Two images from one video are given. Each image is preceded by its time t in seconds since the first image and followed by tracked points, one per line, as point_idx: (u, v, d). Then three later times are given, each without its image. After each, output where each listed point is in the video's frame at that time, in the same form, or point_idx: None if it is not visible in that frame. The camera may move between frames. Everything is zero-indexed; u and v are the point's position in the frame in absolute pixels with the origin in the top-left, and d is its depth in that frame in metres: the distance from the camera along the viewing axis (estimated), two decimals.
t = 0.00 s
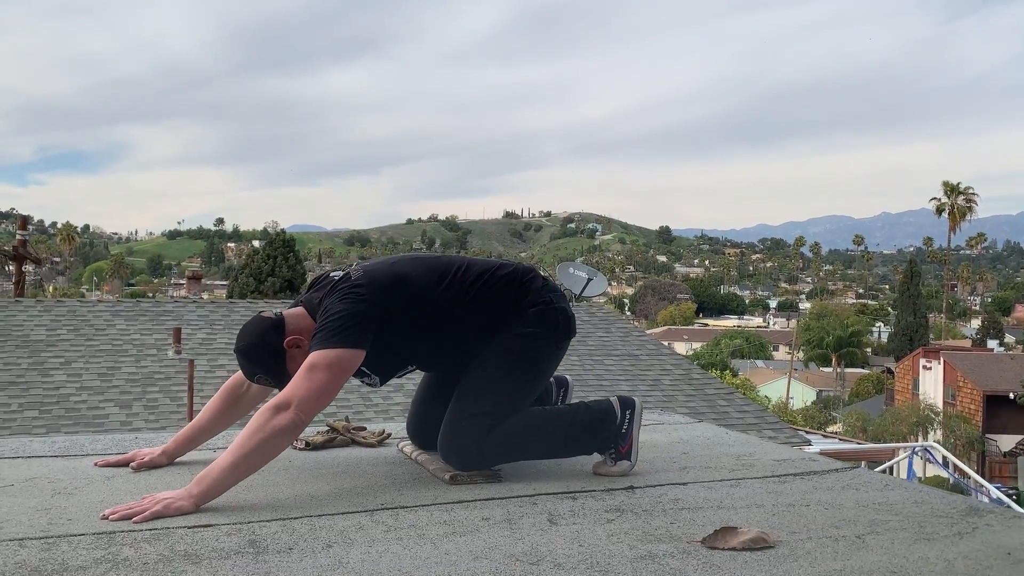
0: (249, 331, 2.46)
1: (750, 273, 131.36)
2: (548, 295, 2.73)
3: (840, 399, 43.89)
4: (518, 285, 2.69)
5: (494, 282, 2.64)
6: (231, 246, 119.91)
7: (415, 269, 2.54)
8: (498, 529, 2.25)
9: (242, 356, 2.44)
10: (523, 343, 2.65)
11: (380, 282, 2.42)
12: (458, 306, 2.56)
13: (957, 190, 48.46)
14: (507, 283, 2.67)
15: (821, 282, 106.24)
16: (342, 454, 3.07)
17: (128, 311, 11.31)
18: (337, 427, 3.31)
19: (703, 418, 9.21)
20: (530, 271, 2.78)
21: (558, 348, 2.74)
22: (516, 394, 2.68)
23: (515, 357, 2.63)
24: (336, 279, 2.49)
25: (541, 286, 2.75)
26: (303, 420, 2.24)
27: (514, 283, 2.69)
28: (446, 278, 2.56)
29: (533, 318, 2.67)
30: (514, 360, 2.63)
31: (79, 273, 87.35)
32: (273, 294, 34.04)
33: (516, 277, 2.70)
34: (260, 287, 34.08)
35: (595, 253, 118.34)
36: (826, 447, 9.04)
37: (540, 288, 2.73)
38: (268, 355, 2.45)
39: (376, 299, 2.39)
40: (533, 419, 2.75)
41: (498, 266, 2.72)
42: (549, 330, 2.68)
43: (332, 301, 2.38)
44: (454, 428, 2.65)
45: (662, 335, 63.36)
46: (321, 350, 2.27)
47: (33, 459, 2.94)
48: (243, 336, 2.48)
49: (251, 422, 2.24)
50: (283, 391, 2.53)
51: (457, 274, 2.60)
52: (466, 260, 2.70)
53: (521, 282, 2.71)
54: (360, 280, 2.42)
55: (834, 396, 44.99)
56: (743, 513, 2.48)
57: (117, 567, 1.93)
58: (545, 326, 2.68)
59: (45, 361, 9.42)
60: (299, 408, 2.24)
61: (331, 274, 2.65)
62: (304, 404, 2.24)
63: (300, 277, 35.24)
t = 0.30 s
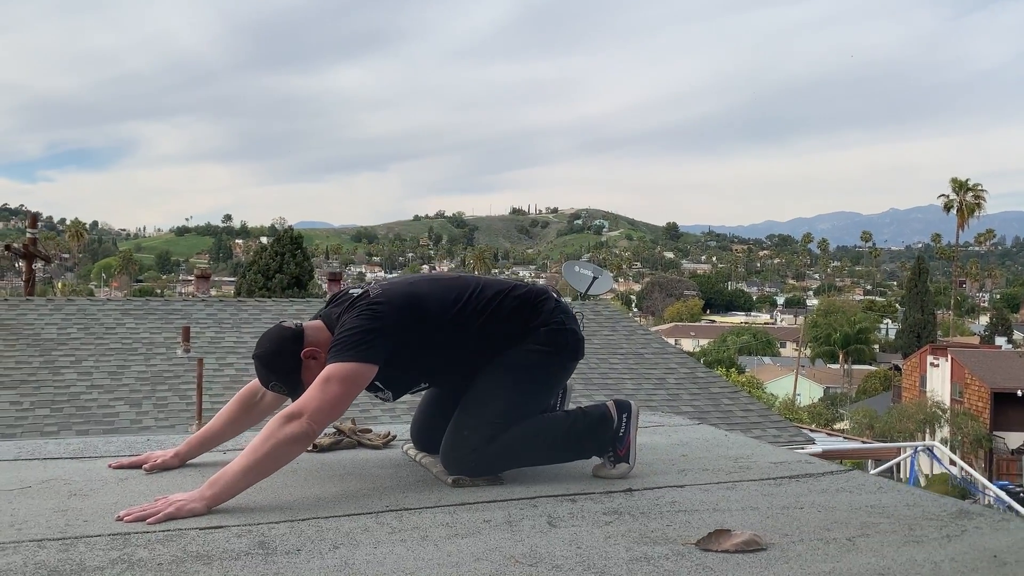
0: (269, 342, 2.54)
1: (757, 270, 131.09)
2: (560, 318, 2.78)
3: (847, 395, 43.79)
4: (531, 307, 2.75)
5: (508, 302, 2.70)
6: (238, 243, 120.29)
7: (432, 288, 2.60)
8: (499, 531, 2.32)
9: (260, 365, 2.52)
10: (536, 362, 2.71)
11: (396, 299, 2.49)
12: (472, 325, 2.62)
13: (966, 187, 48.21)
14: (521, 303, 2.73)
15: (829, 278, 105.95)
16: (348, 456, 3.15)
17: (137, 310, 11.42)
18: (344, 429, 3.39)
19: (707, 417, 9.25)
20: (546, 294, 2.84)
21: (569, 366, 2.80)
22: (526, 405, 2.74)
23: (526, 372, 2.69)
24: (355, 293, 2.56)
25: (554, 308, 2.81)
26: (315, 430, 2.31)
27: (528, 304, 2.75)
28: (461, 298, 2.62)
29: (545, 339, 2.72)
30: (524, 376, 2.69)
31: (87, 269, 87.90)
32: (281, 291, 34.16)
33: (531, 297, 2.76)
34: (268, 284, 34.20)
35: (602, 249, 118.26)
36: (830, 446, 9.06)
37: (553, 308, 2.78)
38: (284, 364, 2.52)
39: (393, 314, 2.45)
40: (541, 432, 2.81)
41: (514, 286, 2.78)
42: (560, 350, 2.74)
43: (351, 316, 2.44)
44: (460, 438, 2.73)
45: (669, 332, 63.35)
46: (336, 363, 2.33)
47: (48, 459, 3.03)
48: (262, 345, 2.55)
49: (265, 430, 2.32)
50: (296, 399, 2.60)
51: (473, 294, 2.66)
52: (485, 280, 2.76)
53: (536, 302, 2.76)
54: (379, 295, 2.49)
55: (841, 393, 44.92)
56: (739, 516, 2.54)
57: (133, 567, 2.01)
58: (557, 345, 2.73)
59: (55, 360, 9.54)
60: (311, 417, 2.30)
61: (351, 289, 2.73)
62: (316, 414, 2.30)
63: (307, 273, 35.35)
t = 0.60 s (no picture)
0: (275, 339, 2.62)
1: (765, 268, 130.88)
2: (555, 305, 2.86)
3: (856, 395, 43.70)
4: (526, 295, 2.83)
5: (506, 291, 2.78)
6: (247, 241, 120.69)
7: (429, 278, 2.67)
8: (514, 532, 2.41)
9: (269, 363, 2.61)
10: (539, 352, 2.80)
11: (394, 289, 2.54)
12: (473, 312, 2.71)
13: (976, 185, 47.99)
14: (518, 292, 2.81)
15: (837, 277, 105.71)
16: (366, 458, 3.25)
17: (151, 310, 11.56)
18: (361, 431, 3.49)
19: (716, 417, 9.31)
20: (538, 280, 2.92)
21: (568, 353, 2.90)
22: (528, 398, 2.84)
23: (529, 362, 2.79)
24: (355, 286, 2.62)
25: (548, 296, 2.88)
26: (327, 423, 2.39)
27: (524, 292, 2.82)
28: (458, 287, 2.69)
29: (543, 327, 2.81)
30: (526, 363, 2.78)
31: (97, 268, 88.39)
32: (290, 290, 34.31)
33: (527, 284, 2.84)
34: (277, 282, 34.35)
35: (609, 247, 118.14)
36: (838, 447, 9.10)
37: (547, 297, 2.86)
38: (292, 360, 2.61)
39: (393, 305, 2.52)
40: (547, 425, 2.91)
41: (508, 274, 2.85)
42: (558, 335, 2.83)
43: (352, 308, 2.50)
44: (469, 432, 2.82)
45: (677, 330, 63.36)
46: (341, 356, 2.40)
47: (77, 461, 3.14)
48: (268, 342, 2.63)
49: (281, 426, 2.41)
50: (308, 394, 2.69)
51: (471, 282, 2.73)
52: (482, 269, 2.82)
53: (531, 291, 2.84)
54: (379, 287, 2.54)
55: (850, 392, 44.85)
56: (746, 517, 2.62)
57: (166, 564, 2.11)
58: (554, 331, 2.82)
59: (72, 360, 9.69)
60: (323, 411, 2.39)
61: (350, 281, 2.79)
62: (326, 407, 2.38)
63: (316, 272, 35.50)
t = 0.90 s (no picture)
0: (284, 349, 2.71)
1: (772, 267, 130.69)
2: (537, 228, 2.93)
3: (863, 394, 43.66)
4: (510, 230, 2.89)
5: (490, 232, 2.84)
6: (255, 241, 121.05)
7: (410, 256, 2.69)
8: (528, 534, 2.48)
9: (284, 370, 2.71)
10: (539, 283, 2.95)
11: (383, 277, 2.60)
12: (468, 267, 2.79)
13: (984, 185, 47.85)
14: (500, 229, 2.86)
15: (845, 276, 105.47)
16: (381, 461, 3.33)
17: (162, 312, 11.68)
18: (376, 435, 3.56)
19: (723, 418, 9.37)
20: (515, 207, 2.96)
21: (565, 267, 3.01)
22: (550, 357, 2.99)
23: (535, 306, 2.95)
24: (345, 283, 2.66)
25: (528, 219, 2.94)
26: (341, 419, 2.47)
27: (506, 223, 2.88)
28: (444, 250, 2.74)
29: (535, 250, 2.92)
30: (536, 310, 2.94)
31: (106, 268, 88.89)
32: (298, 289, 34.44)
33: (504, 217, 2.88)
34: (285, 282, 34.49)
35: (616, 247, 118.07)
36: (845, 448, 9.14)
37: (528, 222, 2.92)
38: (308, 363, 2.70)
39: (387, 295, 2.57)
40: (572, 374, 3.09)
41: (482, 215, 2.88)
42: (550, 254, 2.94)
43: (348, 308, 2.56)
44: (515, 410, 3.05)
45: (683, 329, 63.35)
46: (346, 355, 2.48)
47: (99, 464, 3.23)
48: (279, 351, 2.72)
49: (294, 431, 2.48)
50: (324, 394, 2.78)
51: (455, 239, 2.78)
52: (458, 222, 2.85)
53: (511, 222, 2.89)
54: (369, 281, 2.58)
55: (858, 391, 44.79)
56: (754, 520, 2.69)
57: (193, 567, 2.19)
58: (545, 253, 2.94)
59: (85, 361, 9.81)
60: (336, 409, 2.46)
61: (340, 274, 2.84)
62: (338, 405, 2.46)
63: (324, 272, 35.63)
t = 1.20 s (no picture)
0: (308, 360, 2.76)
1: (778, 267, 130.40)
2: (529, 196, 2.96)
3: (869, 394, 43.57)
4: (505, 207, 2.93)
5: (484, 214, 2.88)
6: (260, 241, 121.21)
7: (411, 260, 2.74)
8: (538, 535, 2.53)
9: (309, 383, 2.76)
10: (545, 257, 3.03)
11: (392, 283, 2.65)
12: (473, 253, 2.84)
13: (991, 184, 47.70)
14: (492, 209, 2.90)
15: (851, 275, 105.20)
16: (391, 462, 3.38)
17: (170, 312, 11.76)
18: (386, 435, 3.61)
19: (729, 418, 9.39)
20: (501, 183, 2.98)
21: (569, 229, 3.05)
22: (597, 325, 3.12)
23: (560, 281, 3.06)
24: (355, 294, 2.72)
25: (518, 190, 2.96)
26: (355, 423, 2.51)
27: (498, 201, 2.92)
28: (446, 245, 2.79)
29: (534, 220, 2.97)
30: (563, 280, 3.06)
31: (112, 268, 89.12)
32: (303, 289, 34.52)
33: (492, 198, 2.92)
34: (290, 282, 34.56)
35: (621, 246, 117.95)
36: (851, 449, 9.15)
37: (520, 192, 2.95)
38: (331, 375, 2.76)
39: (398, 300, 2.62)
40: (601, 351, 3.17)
41: (471, 202, 2.91)
42: (548, 220, 2.99)
43: (361, 316, 2.62)
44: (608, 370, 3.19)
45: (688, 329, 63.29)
46: (362, 359, 2.53)
47: (116, 464, 3.29)
48: (302, 363, 2.79)
49: (310, 434, 2.53)
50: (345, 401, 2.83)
51: (450, 234, 2.82)
52: (451, 215, 2.88)
53: (500, 203, 2.92)
54: (376, 289, 2.64)
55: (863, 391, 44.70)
56: (761, 521, 2.73)
57: (210, 566, 2.24)
58: (541, 219, 2.97)
59: (94, 361, 9.88)
60: (350, 412, 2.51)
61: (352, 284, 2.88)
62: (352, 408, 2.50)
63: (329, 271, 35.70)
